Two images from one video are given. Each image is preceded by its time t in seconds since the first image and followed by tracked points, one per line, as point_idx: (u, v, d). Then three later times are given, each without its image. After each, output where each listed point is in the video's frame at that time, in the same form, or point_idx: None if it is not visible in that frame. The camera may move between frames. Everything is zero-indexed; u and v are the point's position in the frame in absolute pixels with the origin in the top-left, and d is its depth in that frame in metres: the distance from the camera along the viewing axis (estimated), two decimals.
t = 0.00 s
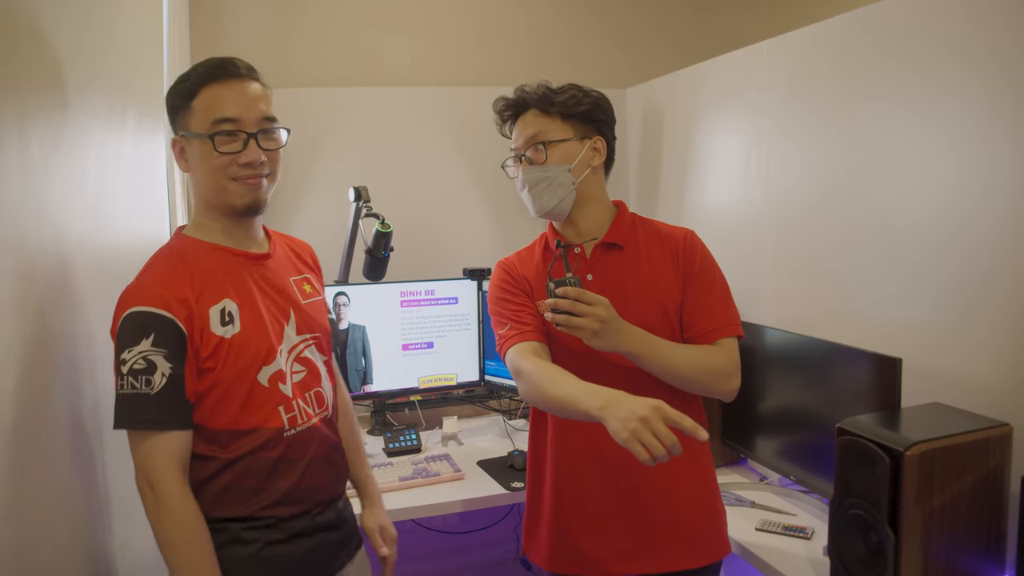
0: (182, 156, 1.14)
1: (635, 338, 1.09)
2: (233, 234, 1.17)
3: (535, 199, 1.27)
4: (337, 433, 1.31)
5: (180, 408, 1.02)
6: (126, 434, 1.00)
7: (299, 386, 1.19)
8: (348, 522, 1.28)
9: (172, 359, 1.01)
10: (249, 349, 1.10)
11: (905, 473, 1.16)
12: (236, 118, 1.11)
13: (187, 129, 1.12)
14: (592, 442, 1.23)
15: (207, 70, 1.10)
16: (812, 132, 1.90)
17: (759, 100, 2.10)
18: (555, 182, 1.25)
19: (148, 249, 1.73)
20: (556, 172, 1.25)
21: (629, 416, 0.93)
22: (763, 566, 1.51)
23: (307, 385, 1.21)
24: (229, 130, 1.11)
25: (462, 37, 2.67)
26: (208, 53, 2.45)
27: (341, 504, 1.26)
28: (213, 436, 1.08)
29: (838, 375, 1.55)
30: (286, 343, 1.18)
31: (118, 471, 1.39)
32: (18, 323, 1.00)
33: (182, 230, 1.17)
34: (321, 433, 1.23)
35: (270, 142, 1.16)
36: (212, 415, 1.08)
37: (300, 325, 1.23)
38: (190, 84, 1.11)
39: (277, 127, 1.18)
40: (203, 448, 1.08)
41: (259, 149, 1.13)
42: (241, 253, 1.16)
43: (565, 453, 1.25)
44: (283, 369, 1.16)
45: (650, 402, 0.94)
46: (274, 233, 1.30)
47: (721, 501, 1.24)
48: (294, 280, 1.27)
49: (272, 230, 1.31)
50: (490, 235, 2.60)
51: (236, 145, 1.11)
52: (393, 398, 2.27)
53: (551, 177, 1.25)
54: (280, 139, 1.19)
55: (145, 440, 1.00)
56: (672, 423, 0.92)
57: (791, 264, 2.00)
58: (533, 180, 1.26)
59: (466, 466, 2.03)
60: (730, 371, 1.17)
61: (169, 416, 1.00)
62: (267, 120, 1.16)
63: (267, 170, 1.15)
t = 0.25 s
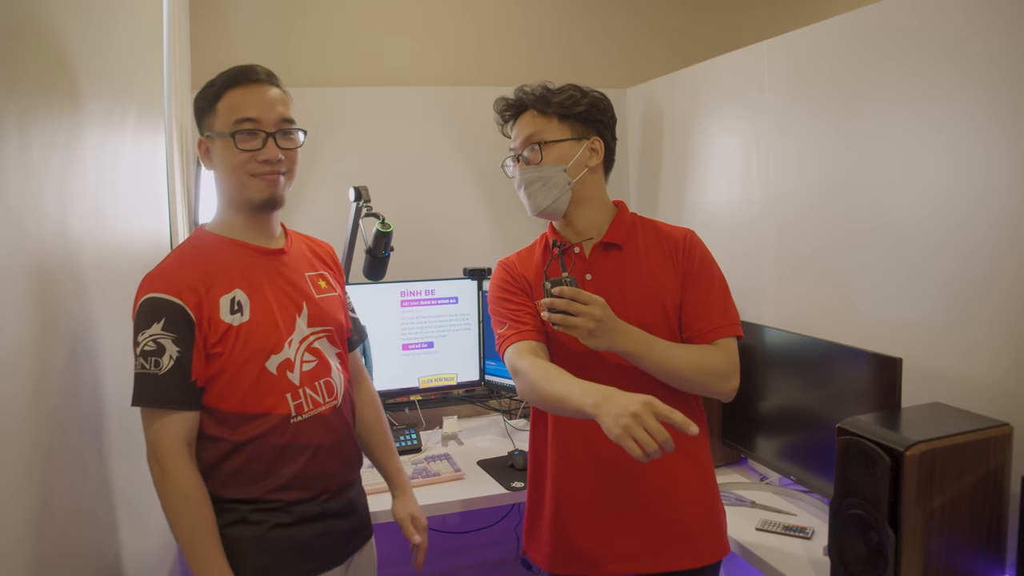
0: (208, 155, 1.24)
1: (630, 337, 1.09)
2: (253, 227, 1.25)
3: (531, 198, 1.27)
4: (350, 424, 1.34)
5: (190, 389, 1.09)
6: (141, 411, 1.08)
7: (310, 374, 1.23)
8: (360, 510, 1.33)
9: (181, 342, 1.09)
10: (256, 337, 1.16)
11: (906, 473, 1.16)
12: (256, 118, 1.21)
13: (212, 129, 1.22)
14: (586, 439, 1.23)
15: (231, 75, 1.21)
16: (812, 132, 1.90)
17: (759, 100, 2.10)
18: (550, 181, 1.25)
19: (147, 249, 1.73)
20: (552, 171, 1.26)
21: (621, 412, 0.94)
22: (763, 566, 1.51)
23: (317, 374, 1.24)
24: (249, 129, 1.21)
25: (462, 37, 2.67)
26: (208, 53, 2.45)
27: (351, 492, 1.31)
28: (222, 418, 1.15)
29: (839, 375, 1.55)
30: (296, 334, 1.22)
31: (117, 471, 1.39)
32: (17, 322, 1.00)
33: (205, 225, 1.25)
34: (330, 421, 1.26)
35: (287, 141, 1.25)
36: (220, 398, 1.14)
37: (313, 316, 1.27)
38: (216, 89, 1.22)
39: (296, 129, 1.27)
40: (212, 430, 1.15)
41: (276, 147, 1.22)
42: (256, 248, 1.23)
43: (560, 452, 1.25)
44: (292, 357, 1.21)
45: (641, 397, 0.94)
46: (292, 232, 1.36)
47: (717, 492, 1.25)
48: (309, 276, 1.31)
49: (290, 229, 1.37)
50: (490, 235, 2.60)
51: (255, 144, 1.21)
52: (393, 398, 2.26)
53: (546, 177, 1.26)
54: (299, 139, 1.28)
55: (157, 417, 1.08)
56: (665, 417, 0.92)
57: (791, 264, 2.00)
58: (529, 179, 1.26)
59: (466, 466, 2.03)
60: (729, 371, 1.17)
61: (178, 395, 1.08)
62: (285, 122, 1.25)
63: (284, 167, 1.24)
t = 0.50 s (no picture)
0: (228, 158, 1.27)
1: (629, 336, 1.09)
2: (272, 225, 1.26)
3: (531, 198, 1.27)
4: (357, 418, 1.33)
5: (200, 379, 1.11)
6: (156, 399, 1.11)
7: (317, 369, 1.23)
8: (367, 500, 1.33)
9: (193, 334, 1.11)
10: (266, 331, 1.17)
11: (905, 473, 1.16)
12: (274, 120, 1.23)
13: (232, 132, 1.25)
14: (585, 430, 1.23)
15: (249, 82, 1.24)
16: (811, 132, 1.90)
17: (758, 99, 2.10)
18: (551, 181, 1.26)
19: (147, 249, 1.72)
20: (552, 171, 1.26)
21: (624, 406, 0.93)
22: (763, 566, 1.51)
23: (325, 369, 1.24)
24: (267, 130, 1.23)
25: (461, 37, 2.67)
26: (208, 53, 2.45)
27: (356, 482, 1.30)
28: (229, 408, 1.15)
29: (838, 375, 1.55)
30: (306, 329, 1.22)
31: (118, 471, 1.39)
32: (17, 321, 1.00)
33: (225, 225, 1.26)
34: (336, 414, 1.26)
35: (305, 143, 1.27)
36: (229, 389, 1.15)
37: (322, 312, 1.27)
38: (235, 95, 1.25)
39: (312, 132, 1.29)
40: (220, 418, 1.15)
41: (293, 148, 1.24)
42: (270, 246, 1.24)
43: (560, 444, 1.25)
44: (299, 352, 1.21)
45: (643, 392, 0.94)
46: (306, 230, 1.37)
47: (716, 481, 1.24)
48: (321, 275, 1.32)
49: (304, 228, 1.38)
50: (490, 235, 2.60)
51: (273, 144, 1.23)
52: (393, 399, 2.26)
53: (547, 177, 1.26)
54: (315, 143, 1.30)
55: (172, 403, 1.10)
56: (666, 410, 0.92)
57: (791, 264, 2.00)
58: (530, 179, 1.27)
59: (466, 466, 2.03)
60: (728, 372, 1.17)
61: (189, 385, 1.10)
62: (303, 124, 1.27)
63: (301, 167, 1.26)
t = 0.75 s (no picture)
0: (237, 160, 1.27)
1: (627, 336, 1.09)
2: (277, 227, 1.26)
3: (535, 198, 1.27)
4: (360, 416, 1.33)
5: (206, 372, 1.11)
6: (162, 393, 1.11)
7: (321, 366, 1.23)
8: (367, 498, 1.32)
9: (199, 329, 1.10)
10: (271, 327, 1.17)
11: (905, 473, 1.16)
12: (282, 124, 1.23)
13: (241, 135, 1.25)
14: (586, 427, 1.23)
15: (260, 87, 1.24)
16: (812, 131, 1.90)
17: (759, 99, 2.10)
18: (555, 181, 1.25)
19: (147, 249, 1.72)
20: (557, 171, 1.26)
21: (623, 408, 0.94)
22: (764, 566, 1.51)
23: (329, 366, 1.24)
24: (275, 135, 1.23)
25: (461, 37, 2.67)
26: (208, 53, 2.45)
27: (358, 479, 1.30)
28: (232, 403, 1.15)
29: (838, 375, 1.55)
30: (310, 326, 1.22)
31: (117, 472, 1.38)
32: (17, 321, 1.00)
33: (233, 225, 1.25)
34: (339, 411, 1.26)
35: (312, 148, 1.27)
36: (233, 384, 1.15)
37: (326, 311, 1.27)
38: (245, 98, 1.25)
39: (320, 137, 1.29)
40: (223, 413, 1.15)
41: (300, 153, 1.24)
42: (275, 243, 1.24)
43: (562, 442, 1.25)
44: (303, 348, 1.21)
45: (641, 391, 0.95)
46: (311, 231, 1.37)
47: (715, 478, 1.24)
48: (326, 274, 1.32)
49: (309, 228, 1.38)
50: (490, 235, 2.60)
51: (280, 149, 1.22)
52: (393, 398, 2.26)
53: (551, 178, 1.26)
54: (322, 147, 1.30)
55: (176, 397, 1.10)
56: (665, 409, 0.93)
57: (791, 264, 2.00)
58: (534, 179, 1.26)
59: (466, 466, 2.02)
60: (728, 373, 1.17)
61: (194, 379, 1.10)
62: (311, 128, 1.27)
63: (308, 172, 1.26)
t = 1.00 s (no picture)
0: (241, 155, 1.26)
1: (625, 336, 1.09)
2: (280, 219, 1.26)
3: (558, 208, 1.26)
4: (359, 417, 1.34)
5: (209, 372, 1.11)
6: (164, 392, 1.10)
7: (322, 367, 1.23)
8: (366, 500, 1.33)
9: (203, 327, 1.10)
10: (274, 327, 1.17)
11: (906, 473, 1.16)
12: (287, 114, 1.23)
13: (245, 128, 1.24)
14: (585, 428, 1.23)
15: (265, 83, 1.25)
16: (812, 131, 1.90)
17: (759, 99, 2.10)
18: (579, 190, 1.24)
19: (147, 249, 1.73)
20: (581, 179, 1.24)
21: (610, 420, 0.96)
22: (764, 566, 1.51)
23: (330, 367, 1.24)
24: (280, 124, 1.23)
25: (462, 37, 2.67)
26: (208, 53, 2.45)
27: (356, 481, 1.30)
28: (233, 403, 1.15)
29: (839, 375, 1.55)
30: (312, 326, 1.23)
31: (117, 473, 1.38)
32: (17, 322, 1.00)
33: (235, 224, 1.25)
34: (339, 412, 1.26)
35: (315, 142, 1.27)
36: (235, 383, 1.15)
37: (327, 312, 1.27)
38: (250, 94, 1.25)
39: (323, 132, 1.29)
40: (224, 413, 1.15)
41: (304, 143, 1.24)
42: (278, 243, 1.24)
43: (561, 443, 1.25)
44: (305, 349, 1.21)
45: (628, 406, 0.96)
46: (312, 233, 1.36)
47: (714, 480, 1.24)
48: (327, 274, 1.32)
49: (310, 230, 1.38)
50: (490, 235, 2.60)
51: (285, 137, 1.23)
52: (393, 398, 2.26)
53: (576, 187, 1.24)
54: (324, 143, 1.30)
55: (177, 396, 1.10)
56: (647, 422, 0.94)
57: (791, 263, 2.00)
58: (558, 189, 1.23)
59: (467, 466, 2.02)
60: (728, 373, 1.17)
61: (198, 378, 1.09)
62: (314, 121, 1.28)
63: (312, 163, 1.26)
